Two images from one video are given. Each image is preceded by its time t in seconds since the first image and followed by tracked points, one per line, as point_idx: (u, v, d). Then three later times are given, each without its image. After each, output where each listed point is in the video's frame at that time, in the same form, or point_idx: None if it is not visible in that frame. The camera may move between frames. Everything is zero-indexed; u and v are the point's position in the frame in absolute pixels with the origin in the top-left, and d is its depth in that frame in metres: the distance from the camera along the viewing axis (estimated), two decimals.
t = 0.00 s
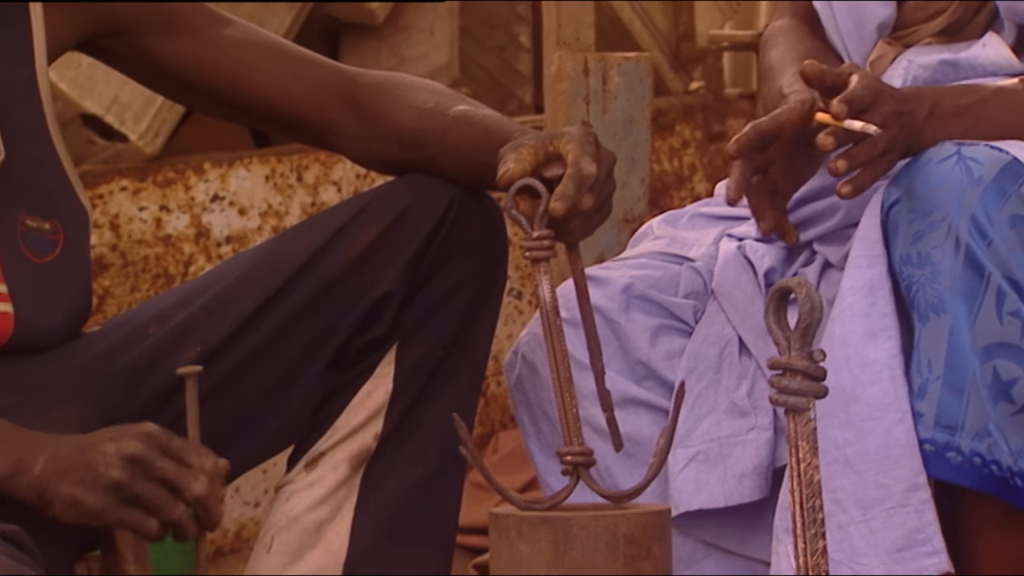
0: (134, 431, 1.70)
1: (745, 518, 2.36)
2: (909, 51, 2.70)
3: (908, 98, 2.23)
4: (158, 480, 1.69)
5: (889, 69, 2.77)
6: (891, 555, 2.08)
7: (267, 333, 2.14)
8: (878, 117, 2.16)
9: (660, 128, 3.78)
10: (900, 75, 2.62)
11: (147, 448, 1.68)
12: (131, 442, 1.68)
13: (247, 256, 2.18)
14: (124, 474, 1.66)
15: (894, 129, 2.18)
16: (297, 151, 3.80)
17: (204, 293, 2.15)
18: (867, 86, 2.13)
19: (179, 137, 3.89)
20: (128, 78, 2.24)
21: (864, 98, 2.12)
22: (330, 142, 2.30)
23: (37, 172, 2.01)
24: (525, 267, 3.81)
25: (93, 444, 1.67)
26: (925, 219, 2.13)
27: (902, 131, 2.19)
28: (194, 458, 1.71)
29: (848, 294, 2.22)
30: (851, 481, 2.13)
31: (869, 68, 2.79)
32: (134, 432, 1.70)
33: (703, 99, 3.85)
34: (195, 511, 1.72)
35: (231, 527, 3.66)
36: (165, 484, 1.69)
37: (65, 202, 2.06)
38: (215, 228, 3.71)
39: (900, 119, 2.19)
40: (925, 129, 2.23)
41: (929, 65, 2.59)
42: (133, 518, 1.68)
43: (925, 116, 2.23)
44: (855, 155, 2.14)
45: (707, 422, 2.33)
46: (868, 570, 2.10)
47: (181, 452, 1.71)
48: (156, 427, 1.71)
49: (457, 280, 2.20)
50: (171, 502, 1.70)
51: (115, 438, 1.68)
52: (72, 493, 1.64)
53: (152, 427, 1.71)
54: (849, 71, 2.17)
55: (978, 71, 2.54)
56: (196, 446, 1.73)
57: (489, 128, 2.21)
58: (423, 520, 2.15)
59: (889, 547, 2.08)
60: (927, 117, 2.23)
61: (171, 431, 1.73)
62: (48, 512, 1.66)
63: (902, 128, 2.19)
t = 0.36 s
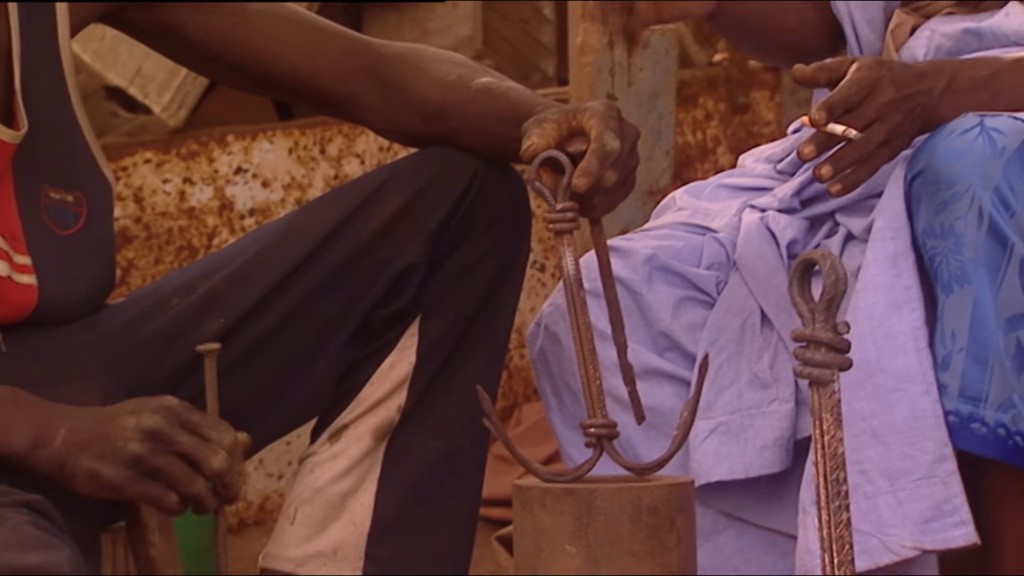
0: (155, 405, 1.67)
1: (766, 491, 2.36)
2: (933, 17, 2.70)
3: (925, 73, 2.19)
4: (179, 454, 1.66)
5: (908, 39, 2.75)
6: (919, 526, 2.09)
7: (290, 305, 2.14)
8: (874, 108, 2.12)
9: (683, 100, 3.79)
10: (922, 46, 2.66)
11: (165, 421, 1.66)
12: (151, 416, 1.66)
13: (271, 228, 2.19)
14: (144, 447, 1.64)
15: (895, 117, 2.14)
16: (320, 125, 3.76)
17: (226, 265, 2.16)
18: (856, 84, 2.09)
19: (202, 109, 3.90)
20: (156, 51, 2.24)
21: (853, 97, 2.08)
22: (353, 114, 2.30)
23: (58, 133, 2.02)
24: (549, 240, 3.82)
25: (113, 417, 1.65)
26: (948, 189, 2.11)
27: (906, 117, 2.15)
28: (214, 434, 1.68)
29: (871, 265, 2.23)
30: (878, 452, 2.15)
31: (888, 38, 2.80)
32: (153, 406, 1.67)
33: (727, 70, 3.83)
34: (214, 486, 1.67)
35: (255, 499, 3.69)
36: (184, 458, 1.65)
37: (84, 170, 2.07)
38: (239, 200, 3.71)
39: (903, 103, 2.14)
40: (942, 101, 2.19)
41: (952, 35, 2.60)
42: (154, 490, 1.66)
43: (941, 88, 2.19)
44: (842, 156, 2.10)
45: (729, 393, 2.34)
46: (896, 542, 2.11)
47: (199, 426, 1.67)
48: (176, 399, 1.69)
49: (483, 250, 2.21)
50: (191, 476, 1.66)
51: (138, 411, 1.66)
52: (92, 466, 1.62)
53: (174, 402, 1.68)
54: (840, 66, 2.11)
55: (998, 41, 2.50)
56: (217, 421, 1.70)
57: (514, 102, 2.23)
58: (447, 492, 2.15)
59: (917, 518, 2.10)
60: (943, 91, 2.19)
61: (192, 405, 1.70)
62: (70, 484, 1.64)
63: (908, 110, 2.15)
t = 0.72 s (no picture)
0: (192, 428, 1.70)
1: (795, 466, 2.37)
2: None
3: (949, 52, 2.27)
4: (204, 480, 1.69)
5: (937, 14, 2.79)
6: (943, 505, 2.09)
7: (318, 283, 2.16)
8: (895, 89, 2.20)
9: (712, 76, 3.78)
10: (953, 20, 2.70)
11: (198, 444, 1.68)
12: (185, 437, 1.68)
13: (299, 205, 2.20)
14: (173, 466, 1.67)
15: (918, 95, 2.21)
16: (349, 101, 3.84)
17: (256, 242, 2.18)
18: (876, 65, 2.19)
19: (232, 85, 3.91)
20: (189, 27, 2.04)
21: (871, 79, 2.18)
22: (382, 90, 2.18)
23: (91, 112, 2.07)
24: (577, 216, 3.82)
25: (150, 428, 1.69)
26: (976, 166, 2.13)
27: (928, 95, 2.22)
28: (243, 466, 1.71)
29: (899, 242, 2.22)
30: (903, 430, 2.14)
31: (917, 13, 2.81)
32: (190, 428, 1.70)
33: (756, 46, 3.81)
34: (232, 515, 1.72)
35: (285, 475, 3.71)
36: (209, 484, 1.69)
37: (117, 146, 2.12)
38: (268, 176, 3.74)
39: (926, 81, 2.22)
40: (966, 80, 2.27)
41: (982, 10, 2.66)
42: (173, 511, 1.69)
43: (966, 66, 2.27)
44: (862, 137, 2.19)
45: (757, 369, 2.34)
46: (919, 520, 2.11)
47: (232, 458, 1.71)
48: (213, 426, 1.71)
49: (512, 227, 2.20)
50: (210, 505, 1.71)
51: (174, 428, 1.69)
52: (117, 470, 1.66)
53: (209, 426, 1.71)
54: (859, 48, 2.23)
55: None
56: (248, 453, 1.73)
57: (544, 80, 2.21)
58: (476, 468, 2.15)
59: (941, 496, 2.09)
60: (967, 69, 2.28)
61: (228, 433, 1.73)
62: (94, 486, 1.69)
63: (930, 88, 2.23)
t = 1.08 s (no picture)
0: (216, 411, 1.66)
1: (825, 449, 2.38)
2: None
3: (978, 34, 2.25)
4: (228, 464, 1.64)
5: None
6: (973, 488, 2.08)
7: (348, 266, 2.17)
8: (924, 70, 2.17)
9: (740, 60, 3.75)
10: (984, 2, 2.74)
11: (223, 429, 1.64)
12: (210, 420, 1.64)
13: (329, 188, 2.21)
14: (197, 449, 1.63)
15: (949, 77, 2.20)
16: (378, 84, 3.82)
17: (286, 225, 2.20)
18: (906, 46, 2.15)
19: (264, 67, 3.93)
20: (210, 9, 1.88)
21: (900, 59, 2.14)
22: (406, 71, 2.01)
23: (124, 98, 2.09)
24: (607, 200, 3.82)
25: (176, 412, 1.66)
26: (1008, 148, 2.12)
27: (956, 76, 2.20)
28: (270, 451, 1.65)
29: (930, 225, 2.21)
30: (933, 414, 2.13)
31: None
32: (215, 412, 1.66)
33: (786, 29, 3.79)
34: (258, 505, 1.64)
35: (314, 457, 3.73)
36: (233, 469, 1.64)
37: (148, 131, 2.14)
38: (297, 159, 3.75)
39: (956, 63, 2.20)
40: (997, 62, 2.26)
41: None
42: (197, 496, 1.64)
43: (996, 50, 2.25)
44: (898, 119, 2.16)
45: (787, 352, 2.33)
46: (950, 503, 2.10)
47: (256, 441, 1.66)
48: (238, 410, 1.67)
49: (541, 211, 2.20)
50: (234, 489, 1.65)
51: (199, 411, 1.65)
52: (143, 452, 1.64)
53: (234, 408, 1.66)
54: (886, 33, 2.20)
55: None
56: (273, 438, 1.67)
57: (576, 59, 2.20)
58: (505, 451, 2.16)
59: (971, 480, 2.08)
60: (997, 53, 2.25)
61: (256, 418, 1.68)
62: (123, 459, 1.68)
63: (960, 70, 2.21)
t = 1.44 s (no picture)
0: (250, 379, 1.65)
1: (861, 440, 2.35)
2: None
3: (1009, 26, 2.17)
4: (269, 431, 1.64)
5: None
6: (1010, 480, 2.03)
7: (379, 256, 2.17)
8: (955, 59, 2.11)
9: (772, 50, 3.75)
10: None
11: (261, 397, 1.64)
12: (246, 388, 1.64)
13: (360, 178, 2.21)
14: (235, 419, 1.62)
15: (978, 65, 2.12)
16: (410, 74, 3.77)
17: (318, 215, 2.20)
18: (934, 33, 2.10)
19: (293, 58, 3.92)
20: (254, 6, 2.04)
21: (930, 48, 2.09)
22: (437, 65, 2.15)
23: (154, 90, 2.10)
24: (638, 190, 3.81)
25: (211, 383, 1.64)
26: None
27: (990, 65, 2.13)
28: (306, 413, 1.65)
29: (966, 216, 2.19)
30: (969, 405, 2.09)
31: None
32: (250, 380, 1.65)
33: (818, 19, 3.76)
34: (301, 464, 1.65)
35: (345, 448, 3.74)
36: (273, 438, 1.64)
37: (177, 123, 2.14)
38: (328, 150, 3.75)
39: (985, 51, 2.13)
40: None
41: None
42: (229, 486, 1.65)
43: None
44: (929, 105, 2.12)
45: (821, 345, 2.32)
46: (987, 495, 2.05)
47: (295, 407, 1.65)
48: (272, 377, 1.66)
49: (570, 203, 2.19)
50: (274, 454, 1.64)
51: (233, 381, 1.64)
52: (182, 429, 1.63)
53: (269, 376, 1.66)
54: (915, 28, 2.15)
55: None
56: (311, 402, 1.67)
57: (602, 51, 2.18)
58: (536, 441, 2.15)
59: (1008, 471, 2.04)
60: None
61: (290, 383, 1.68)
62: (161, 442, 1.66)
63: (990, 59, 2.13)
